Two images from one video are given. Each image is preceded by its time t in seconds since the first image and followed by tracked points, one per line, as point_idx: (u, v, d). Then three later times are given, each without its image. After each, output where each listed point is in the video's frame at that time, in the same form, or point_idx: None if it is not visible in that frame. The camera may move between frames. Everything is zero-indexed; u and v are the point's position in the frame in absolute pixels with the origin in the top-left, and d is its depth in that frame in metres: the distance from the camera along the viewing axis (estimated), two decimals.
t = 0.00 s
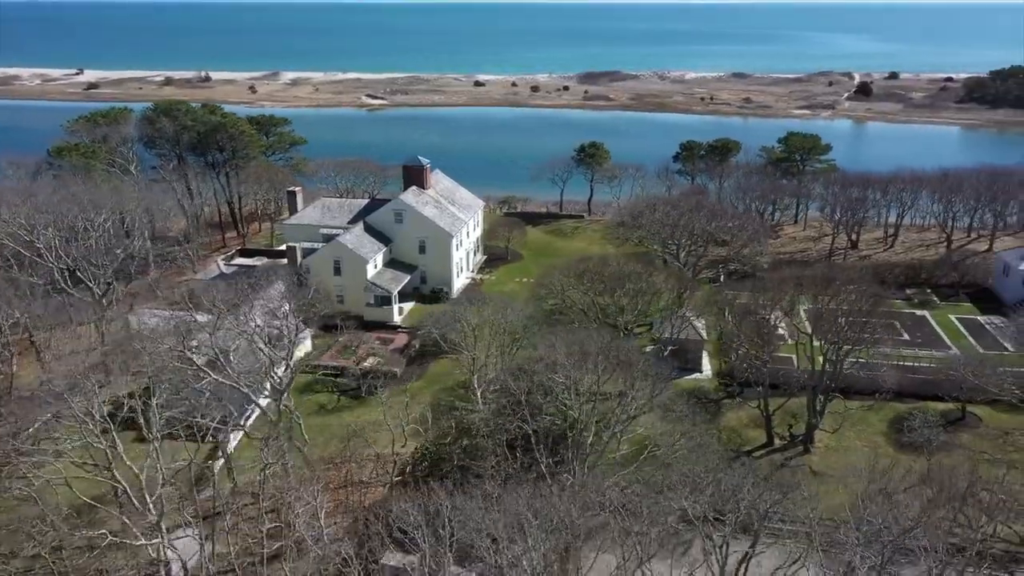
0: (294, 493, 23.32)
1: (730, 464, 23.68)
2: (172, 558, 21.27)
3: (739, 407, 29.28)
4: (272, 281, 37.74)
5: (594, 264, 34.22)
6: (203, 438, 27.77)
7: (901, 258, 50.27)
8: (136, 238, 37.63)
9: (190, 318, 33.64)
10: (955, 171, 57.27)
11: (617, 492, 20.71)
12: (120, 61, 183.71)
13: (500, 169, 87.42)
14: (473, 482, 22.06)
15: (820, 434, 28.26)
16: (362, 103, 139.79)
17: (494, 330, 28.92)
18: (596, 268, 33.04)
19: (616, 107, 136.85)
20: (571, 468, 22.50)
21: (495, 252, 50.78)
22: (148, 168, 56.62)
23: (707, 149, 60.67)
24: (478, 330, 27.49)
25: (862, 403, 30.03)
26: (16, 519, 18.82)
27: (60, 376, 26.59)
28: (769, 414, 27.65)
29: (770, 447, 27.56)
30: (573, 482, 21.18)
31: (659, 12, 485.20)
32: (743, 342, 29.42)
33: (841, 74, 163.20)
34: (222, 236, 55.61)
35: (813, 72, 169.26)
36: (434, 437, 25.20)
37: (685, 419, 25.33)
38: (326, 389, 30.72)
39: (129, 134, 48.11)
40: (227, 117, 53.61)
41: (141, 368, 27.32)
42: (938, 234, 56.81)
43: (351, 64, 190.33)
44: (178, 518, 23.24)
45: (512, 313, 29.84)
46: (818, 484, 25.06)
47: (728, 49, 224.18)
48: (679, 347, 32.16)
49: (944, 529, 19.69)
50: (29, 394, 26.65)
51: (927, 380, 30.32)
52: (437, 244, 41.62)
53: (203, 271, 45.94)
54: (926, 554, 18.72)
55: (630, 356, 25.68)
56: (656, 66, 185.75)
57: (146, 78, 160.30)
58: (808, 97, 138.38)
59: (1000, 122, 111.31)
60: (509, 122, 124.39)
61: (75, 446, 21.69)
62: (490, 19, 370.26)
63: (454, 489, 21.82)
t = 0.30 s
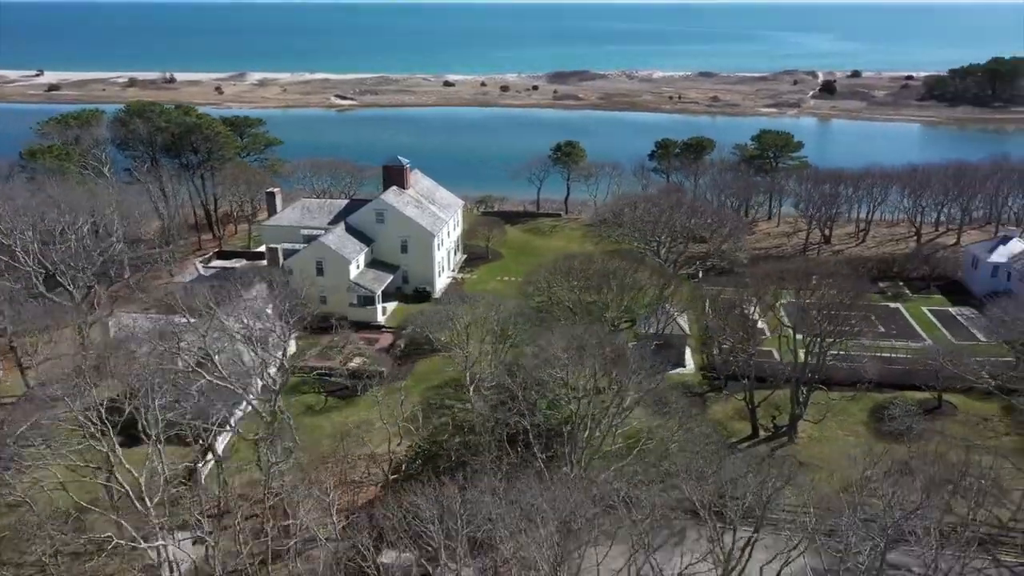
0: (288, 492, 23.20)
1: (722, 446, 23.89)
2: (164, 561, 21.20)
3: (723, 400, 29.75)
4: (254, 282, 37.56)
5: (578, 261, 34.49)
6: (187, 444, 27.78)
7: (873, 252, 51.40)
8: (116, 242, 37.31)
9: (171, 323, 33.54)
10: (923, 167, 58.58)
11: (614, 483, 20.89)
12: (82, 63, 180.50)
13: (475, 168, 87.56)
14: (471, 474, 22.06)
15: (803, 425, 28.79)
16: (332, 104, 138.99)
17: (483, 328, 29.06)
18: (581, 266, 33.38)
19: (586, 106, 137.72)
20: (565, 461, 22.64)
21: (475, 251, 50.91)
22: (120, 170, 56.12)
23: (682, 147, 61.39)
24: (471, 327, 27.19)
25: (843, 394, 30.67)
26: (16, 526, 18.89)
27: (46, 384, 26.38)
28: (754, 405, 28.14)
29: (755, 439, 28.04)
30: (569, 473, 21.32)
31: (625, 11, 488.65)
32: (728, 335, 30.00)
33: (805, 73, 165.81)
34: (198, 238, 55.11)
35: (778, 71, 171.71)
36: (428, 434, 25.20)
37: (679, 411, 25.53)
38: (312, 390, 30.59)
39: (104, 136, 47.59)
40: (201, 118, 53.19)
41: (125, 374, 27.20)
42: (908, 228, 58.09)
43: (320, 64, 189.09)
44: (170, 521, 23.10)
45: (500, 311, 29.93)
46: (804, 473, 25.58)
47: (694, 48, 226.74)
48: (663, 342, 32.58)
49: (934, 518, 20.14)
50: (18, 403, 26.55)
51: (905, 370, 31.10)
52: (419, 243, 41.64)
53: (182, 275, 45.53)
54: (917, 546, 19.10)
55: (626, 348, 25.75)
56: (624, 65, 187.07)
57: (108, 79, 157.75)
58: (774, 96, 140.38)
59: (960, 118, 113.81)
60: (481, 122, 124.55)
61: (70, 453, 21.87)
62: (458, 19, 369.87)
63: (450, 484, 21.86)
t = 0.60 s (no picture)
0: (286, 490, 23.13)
1: (715, 436, 24.17)
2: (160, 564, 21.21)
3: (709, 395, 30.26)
4: (236, 282, 37.34)
5: (564, 259, 34.82)
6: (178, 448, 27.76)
7: (847, 247, 52.49)
8: (96, 245, 37.05)
9: (156, 327, 33.44)
10: (893, 163, 59.80)
11: (613, 475, 21.12)
12: (45, 64, 177.22)
13: (450, 168, 87.55)
14: (468, 469, 22.11)
15: (786, 416, 29.38)
16: (302, 104, 138.08)
17: (474, 325, 29.12)
18: (566, 264, 33.66)
19: (557, 106, 138.41)
20: (563, 453, 22.81)
21: (456, 251, 51.04)
22: (93, 173, 55.57)
23: (658, 145, 61.91)
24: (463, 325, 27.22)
25: (824, 386, 31.35)
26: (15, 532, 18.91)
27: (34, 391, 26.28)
28: (739, 398, 28.68)
29: (741, 431, 28.59)
30: (568, 466, 21.55)
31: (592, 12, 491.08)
32: (714, 329, 30.62)
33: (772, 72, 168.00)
34: (175, 240, 54.61)
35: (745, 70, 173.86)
36: (425, 431, 25.27)
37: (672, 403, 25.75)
38: (300, 390, 30.48)
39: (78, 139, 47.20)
40: (176, 119, 52.80)
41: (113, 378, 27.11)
42: (880, 223, 59.27)
43: (289, 65, 187.64)
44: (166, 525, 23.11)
45: (488, 308, 30.05)
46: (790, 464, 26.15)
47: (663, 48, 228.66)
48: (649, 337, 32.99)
49: (920, 504, 20.63)
50: (5, 410, 26.39)
51: (883, 361, 31.83)
52: (402, 243, 41.65)
53: (161, 277, 45.17)
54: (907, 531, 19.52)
55: (618, 342, 25.87)
56: (594, 65, 188.08)
57: (72, 81, 155.03)
58: (742, 95, 142.02)
59: (923, 116, 116.06)
60: (454, 122, 124.58)
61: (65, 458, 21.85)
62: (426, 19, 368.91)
63: (448, 478, 21.99)
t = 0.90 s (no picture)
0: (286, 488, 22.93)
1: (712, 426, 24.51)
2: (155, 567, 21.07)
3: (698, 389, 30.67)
4: (223, 284, 37.08)
5: (552, 257, 35.06)
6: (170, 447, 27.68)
7: (825, 243, 53.40)
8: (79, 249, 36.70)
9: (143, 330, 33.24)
10: (868, 160, 60.89)
11: (617, 467, 21.23)
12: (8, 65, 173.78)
13: (429, 168, 87.48)
14: (469, 464, 22.18)
15: (774, 409, 29.87)
16: (275, 105, 137.00)
17: (467, 322, 29.18)
18: (555, 262, 33.89)
19: (532, 105, 138.85)
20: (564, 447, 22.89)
21: (441, 250, 51.12)
22: (70, 176, 55.33)
23: (638, 144, 62.38)
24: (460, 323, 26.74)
25: (810, 378, 31.89)
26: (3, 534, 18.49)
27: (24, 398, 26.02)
28: (728, 392, 29.09)
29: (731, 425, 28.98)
30: (571, 460, 21.61)
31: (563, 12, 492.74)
32: (702, 324, 31.09)
33: (742, 71, 169.85)
34: (154, 243, 54.05)
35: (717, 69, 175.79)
36: (424, 429, 25.23)
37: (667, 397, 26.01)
38: (291, 391, 30.39)
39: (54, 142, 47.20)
40: (153, 120, 52.59)
41: (105, 381, 26.95)
42: (857, 219, 60.30)
43: (260, 66, 186.02)
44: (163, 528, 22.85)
45: (480, 306, 30.21)
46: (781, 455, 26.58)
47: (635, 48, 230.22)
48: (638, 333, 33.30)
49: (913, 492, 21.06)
50: None
51: (867, 354, 32.48)
52: (388, 243, 41.66)
53: (143, 280, 44.79)
54: (902, 518, 19.95)
55: (614, 336, 26.06)
56: (568, 65, 188.87)
57: (38, 82, 152.26)
58: (714, 94, 143.51)
59: (891, 114, 118.16)
60: (431, 122, 124.46)
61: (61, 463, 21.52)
62: (398, 19, 367.79)
63: (451, 474, 21.97)
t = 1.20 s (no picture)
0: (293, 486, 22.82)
1: (715, 420, 24.82)
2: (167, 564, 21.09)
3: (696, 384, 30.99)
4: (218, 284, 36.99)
5: (549, 256, 35.29)
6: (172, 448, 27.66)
7: (813, 240, 54.05)
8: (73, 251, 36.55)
9: (141, 330, 33.18)
10: (854, 158, 61.56)
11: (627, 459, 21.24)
12: None
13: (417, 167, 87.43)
14: (478, 460, 22.15)
15: (771, 403, 30.25)
16: (259, 106, 136.32)
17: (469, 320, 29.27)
18: (552, 261, 34.13)
19: (516, 105, 139.14)
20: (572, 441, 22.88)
21: (434, 250, 51.18)
22: (59, 177, 54.95)
23: (628, 143, 62.83)
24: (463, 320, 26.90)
25: (805, 373, 32.31)
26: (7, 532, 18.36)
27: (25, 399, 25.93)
28: (727, 386, 29.42)
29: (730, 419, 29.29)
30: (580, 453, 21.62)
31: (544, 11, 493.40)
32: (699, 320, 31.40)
33: (724, 71, 171.14)
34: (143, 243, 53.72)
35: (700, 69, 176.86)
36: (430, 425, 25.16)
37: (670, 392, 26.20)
38: (291, 390, 30.41)
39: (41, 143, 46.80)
40: (142, 121, 52.20)
41: (107, 382, 26.86)
42: (844, 217, 60.96)
43: (242, 66, 184.84)
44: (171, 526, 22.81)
45: (479, 304, 30.37)
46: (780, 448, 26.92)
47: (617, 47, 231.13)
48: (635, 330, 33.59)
49: (914, 481, 21.49)
50: None
51: (860, 348, 32.97)
52: (382, 242, 41.71)
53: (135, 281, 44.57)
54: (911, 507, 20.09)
55: (618, 332, 26.27)
56: (551, 65, 189.34)
57: (16, 82, 150.42)
58: (697, 94, 144.34)
59: (871, 113, 119.55)
60: (417, 122, 124.39)
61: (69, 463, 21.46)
62: (379, 19, 366.78)
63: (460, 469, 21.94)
